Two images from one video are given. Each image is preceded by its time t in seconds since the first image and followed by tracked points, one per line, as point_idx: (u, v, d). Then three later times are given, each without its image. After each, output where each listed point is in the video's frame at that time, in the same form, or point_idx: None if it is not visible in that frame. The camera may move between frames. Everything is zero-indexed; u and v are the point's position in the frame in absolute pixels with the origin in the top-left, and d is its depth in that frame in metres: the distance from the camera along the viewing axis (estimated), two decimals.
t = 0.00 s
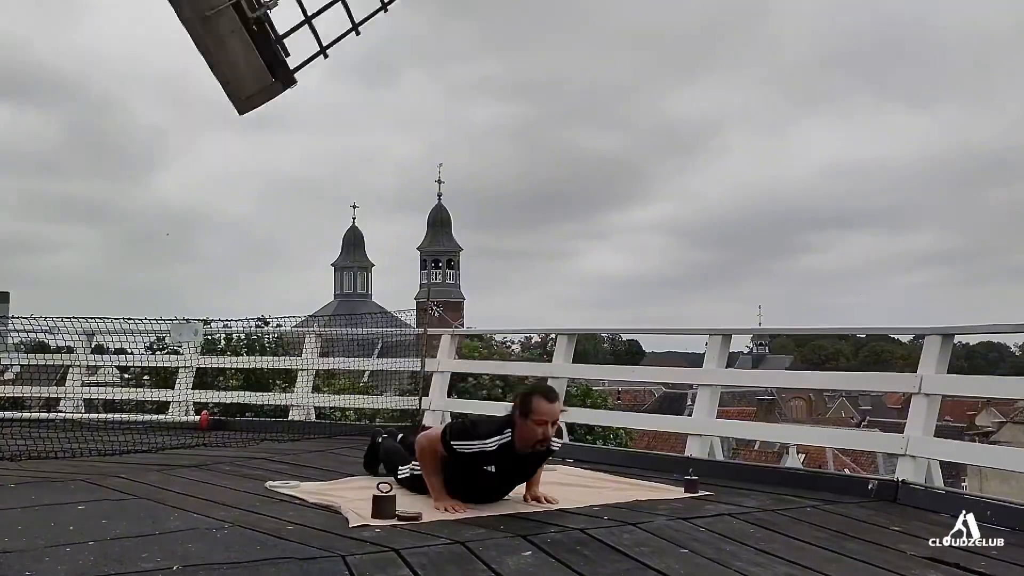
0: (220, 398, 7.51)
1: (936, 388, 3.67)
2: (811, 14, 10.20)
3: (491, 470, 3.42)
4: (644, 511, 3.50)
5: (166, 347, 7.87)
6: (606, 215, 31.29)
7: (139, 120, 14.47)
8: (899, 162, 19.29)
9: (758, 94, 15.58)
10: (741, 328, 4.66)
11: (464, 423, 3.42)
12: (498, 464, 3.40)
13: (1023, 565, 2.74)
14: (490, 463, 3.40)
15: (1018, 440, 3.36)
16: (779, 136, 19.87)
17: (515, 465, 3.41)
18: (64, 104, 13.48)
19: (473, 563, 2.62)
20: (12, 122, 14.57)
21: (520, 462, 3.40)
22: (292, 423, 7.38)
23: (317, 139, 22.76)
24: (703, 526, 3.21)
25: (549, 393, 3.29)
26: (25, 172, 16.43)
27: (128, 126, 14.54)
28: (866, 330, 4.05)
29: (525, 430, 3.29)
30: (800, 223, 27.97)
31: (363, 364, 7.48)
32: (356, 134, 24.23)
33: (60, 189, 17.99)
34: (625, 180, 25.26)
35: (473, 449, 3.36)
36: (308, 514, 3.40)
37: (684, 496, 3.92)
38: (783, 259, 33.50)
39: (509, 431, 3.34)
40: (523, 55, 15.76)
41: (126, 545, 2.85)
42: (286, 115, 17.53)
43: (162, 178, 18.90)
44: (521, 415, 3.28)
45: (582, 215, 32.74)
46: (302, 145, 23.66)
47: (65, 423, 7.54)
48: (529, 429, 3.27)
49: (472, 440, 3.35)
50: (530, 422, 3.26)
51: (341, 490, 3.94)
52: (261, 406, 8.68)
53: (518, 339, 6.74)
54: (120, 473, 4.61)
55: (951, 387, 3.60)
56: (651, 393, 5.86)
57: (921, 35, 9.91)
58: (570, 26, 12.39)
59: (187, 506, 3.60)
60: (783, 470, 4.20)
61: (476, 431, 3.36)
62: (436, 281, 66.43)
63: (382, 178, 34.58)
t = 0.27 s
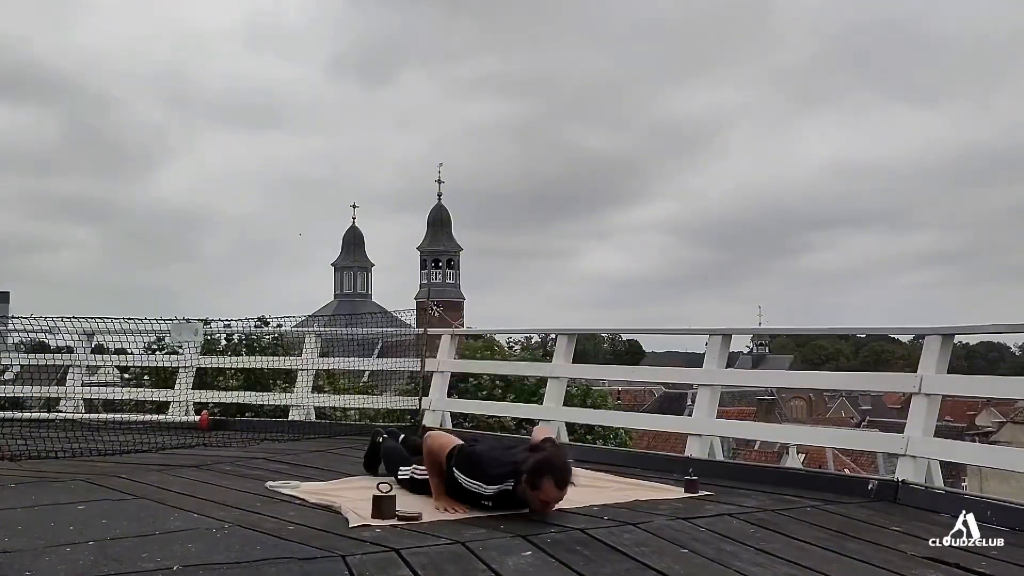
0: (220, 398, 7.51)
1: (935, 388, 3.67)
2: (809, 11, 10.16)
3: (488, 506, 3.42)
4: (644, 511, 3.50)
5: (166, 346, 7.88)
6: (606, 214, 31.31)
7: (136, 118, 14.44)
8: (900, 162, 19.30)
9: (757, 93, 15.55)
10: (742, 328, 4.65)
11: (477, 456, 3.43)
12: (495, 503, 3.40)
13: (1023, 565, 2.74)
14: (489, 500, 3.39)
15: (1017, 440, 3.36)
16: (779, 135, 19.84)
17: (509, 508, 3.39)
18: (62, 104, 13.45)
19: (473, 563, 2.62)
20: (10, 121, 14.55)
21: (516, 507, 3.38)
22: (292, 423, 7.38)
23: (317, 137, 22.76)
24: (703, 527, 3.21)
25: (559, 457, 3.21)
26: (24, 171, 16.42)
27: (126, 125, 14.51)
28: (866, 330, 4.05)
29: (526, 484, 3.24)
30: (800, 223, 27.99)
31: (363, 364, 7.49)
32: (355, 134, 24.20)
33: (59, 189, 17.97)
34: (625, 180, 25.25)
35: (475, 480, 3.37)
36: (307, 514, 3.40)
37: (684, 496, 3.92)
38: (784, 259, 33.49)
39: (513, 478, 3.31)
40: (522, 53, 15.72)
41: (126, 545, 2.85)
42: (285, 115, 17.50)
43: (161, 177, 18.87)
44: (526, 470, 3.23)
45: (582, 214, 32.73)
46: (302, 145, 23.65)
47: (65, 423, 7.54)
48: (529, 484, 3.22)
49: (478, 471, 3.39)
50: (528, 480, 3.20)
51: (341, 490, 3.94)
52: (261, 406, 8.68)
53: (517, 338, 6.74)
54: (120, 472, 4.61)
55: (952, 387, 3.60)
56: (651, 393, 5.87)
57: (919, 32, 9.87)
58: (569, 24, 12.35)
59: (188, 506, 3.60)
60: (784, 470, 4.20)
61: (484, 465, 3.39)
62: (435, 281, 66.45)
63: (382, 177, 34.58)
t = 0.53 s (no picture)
0: (220, 398, 7.51)
1: (936, 388, 3.67)
2: (808, 10, 10.14)
3: (484, 417, 3.49)
4: (644, 511, 3.50)
5: (166, 347, 7.88)
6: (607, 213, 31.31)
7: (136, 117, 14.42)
8: (900, 161, 19.31)
9: (758, 92, 15.51)
10: (741, 328, 4.65)
11: (453, 376, 3.50)
12: (489, 408, 3.48)
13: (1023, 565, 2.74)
14: (486, 407, 3.46)
15: (1017, 440, 3.36)
16: (780, 134, 19.83)
17: (505, 408, 3.49)
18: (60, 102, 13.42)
19: (473, 563, 2.62)
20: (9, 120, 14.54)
21: (510, 400, 3.49)
22: (292, 423, 7.38)
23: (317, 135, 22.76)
24: (703, 526, 3.21)
25: (522, 318, 3.46)
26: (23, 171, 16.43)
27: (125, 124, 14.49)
28: (866, 330, 4.06)
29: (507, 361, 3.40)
30: (801, 223, 28.00)
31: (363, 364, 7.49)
32: (355, 133, 24.18)
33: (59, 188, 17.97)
34: (626, 180, 25.24)
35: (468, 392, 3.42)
36: (307, 514, 3.40)
37: (684, 496, 3.92)
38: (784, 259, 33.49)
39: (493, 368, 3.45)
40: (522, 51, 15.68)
41: (126, 545, 2.85)
42: (285, 114, 17.49)
43: (161, 177, 18.86)
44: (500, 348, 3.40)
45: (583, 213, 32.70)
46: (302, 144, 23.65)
47: (65, 423, 7.54)
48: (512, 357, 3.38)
49: (463, 385, 3.40)
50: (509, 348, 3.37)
51: (341, 491, 3.94)
52: (261, 406, 8.67)
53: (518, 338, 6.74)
54: (120, 472, 4.61)
55: (952, 386, 3.60)
56: (651, 393, 5.87)
57: (917, 31, 9.84)
58: (569, 23, 12.32)
59: (188, 506, 3.60)
60: (783, 470, 4.20)
61: (465, 375, 3.45)
62: (436, 281, 66.46)
63: (382, 177, 34.57)
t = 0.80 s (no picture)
0: (219, 397, 7.51)
1: (936, 388, 3.67)
2: (807, 10, 10.18)
3: (482, 398, 3.50)
4: (644, 510, 3.50)
5: (166, 347, 7.88)
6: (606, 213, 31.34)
7: (135, 115, 14.47)
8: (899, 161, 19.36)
9: (758, 91, 15.53)
10: (741, 328, 4.65)
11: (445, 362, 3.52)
12: (486, 390, 3.50)
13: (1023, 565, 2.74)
14: (482, 389, 3.48)
15: (1017, 440, 3.36)
16: (783, 132, 19.84)
17: (501, 386, 3.53)
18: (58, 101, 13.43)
19: (473, 563, 2.62)
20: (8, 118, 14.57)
21: (504, 378, 3.54)
22: (292, 423, 7.38)
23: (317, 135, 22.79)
24: (703, 527, 3.21)
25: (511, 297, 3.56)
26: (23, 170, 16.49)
27: (124, 123, 14.53)
28: (866, 330, 4.08)
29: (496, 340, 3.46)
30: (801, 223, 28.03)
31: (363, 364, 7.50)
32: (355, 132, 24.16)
33: (58, 187, 18.00)
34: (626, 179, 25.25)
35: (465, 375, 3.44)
36: (307, 514, 3.40)
37: (684, 496, 3.92)
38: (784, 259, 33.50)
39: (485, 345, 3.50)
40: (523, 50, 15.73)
41: (126, 545, 2.85)
42: (285, 114, 17.50)
43: (160, 176, 18.89)
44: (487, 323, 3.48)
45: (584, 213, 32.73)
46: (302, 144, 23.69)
47: (65, 423, 7.54)
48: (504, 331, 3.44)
49: (458, 367, 3.43)
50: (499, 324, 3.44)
51: (342, 491, 3.94)
52: (261, 407, 8.68)
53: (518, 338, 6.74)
54: (120, 472, 4.61)
55: (953, 386, 3.60)
56: (651, 392, 5.87)
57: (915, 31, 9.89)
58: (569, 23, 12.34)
59: (188, 506, 3.60)
60: (783, 470, 4.20)
61: (457, 359, 3.48)
62: (436, 281, 66.50)
63: (382, 176, 34.57)
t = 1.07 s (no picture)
0: (219, 397, 7.51)
1: (936, 388, 3.67)
2: (806, 8, 10.23)
3: (484, 402, 3.50)
4: (644, 510, 3.50)
5: (165, 347, 7.88)
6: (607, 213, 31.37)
7: (135, 115, 14.53)
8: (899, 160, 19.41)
9: (755, 90, 15.58)
10: (741, 328, 4.64)
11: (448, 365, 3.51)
12: (489, 394, 3.50)
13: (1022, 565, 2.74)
14: (485, 393, 3.48)
15: (1017, 440, 3.36)
16: (781, 131, 19.89)
17: (503, 391, 3.54)
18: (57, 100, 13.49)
19: (473, 563, 2.62)
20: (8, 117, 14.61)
21: (507, 383, 3.54)
22: (292, 423, 7.38)
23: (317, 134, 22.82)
24: (703, 527, 3.21)
25: (516, 302, 3.55)
26: (23, 169, 16.54)
27: (123, 123, 14.58)
28: (866, 330, 4.07)
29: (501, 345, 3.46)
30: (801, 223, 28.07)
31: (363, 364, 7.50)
32: (355, 131, 24.20)
33: (59, 186, 18.03)
34: (625, 179, 25.29)
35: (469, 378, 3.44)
36: (307, 514, 3.40)
37: (684, 496, 3.92)
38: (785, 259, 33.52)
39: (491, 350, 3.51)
40: (521, 49, 15.80)
41: (126, 545, 2.85)
42: (284, 113, 17.56)
43: (161, 175, 18.92)
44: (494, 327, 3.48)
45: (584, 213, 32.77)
46: (302, 143, 23.72)
47: (65, 423, 7.54)
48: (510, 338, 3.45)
49: (462, 370, 3.43)
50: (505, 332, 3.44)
51: (342, 490, 3.94)
52: (261, 406, 8.68)
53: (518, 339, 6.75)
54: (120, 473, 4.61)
55: (953, 386, 3.60)
56: (651, 392, 5.87)
57: (908, 28, 9.94)
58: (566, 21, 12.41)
59: (188, 506, 3.60)
60: (783, 470, 4.20)
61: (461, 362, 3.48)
62: (436, 281, 66.53)
63: (382, 176, 34.60)
